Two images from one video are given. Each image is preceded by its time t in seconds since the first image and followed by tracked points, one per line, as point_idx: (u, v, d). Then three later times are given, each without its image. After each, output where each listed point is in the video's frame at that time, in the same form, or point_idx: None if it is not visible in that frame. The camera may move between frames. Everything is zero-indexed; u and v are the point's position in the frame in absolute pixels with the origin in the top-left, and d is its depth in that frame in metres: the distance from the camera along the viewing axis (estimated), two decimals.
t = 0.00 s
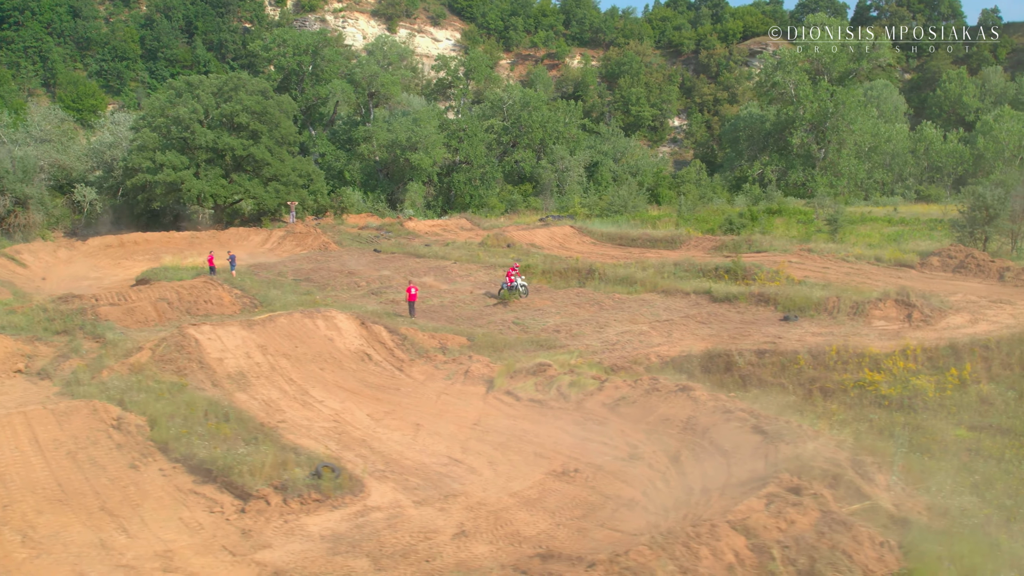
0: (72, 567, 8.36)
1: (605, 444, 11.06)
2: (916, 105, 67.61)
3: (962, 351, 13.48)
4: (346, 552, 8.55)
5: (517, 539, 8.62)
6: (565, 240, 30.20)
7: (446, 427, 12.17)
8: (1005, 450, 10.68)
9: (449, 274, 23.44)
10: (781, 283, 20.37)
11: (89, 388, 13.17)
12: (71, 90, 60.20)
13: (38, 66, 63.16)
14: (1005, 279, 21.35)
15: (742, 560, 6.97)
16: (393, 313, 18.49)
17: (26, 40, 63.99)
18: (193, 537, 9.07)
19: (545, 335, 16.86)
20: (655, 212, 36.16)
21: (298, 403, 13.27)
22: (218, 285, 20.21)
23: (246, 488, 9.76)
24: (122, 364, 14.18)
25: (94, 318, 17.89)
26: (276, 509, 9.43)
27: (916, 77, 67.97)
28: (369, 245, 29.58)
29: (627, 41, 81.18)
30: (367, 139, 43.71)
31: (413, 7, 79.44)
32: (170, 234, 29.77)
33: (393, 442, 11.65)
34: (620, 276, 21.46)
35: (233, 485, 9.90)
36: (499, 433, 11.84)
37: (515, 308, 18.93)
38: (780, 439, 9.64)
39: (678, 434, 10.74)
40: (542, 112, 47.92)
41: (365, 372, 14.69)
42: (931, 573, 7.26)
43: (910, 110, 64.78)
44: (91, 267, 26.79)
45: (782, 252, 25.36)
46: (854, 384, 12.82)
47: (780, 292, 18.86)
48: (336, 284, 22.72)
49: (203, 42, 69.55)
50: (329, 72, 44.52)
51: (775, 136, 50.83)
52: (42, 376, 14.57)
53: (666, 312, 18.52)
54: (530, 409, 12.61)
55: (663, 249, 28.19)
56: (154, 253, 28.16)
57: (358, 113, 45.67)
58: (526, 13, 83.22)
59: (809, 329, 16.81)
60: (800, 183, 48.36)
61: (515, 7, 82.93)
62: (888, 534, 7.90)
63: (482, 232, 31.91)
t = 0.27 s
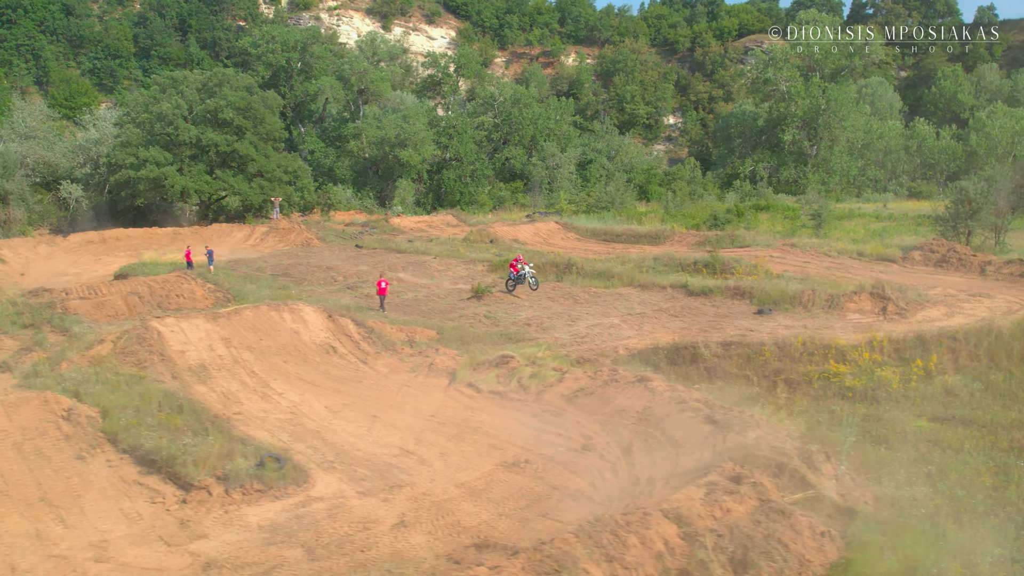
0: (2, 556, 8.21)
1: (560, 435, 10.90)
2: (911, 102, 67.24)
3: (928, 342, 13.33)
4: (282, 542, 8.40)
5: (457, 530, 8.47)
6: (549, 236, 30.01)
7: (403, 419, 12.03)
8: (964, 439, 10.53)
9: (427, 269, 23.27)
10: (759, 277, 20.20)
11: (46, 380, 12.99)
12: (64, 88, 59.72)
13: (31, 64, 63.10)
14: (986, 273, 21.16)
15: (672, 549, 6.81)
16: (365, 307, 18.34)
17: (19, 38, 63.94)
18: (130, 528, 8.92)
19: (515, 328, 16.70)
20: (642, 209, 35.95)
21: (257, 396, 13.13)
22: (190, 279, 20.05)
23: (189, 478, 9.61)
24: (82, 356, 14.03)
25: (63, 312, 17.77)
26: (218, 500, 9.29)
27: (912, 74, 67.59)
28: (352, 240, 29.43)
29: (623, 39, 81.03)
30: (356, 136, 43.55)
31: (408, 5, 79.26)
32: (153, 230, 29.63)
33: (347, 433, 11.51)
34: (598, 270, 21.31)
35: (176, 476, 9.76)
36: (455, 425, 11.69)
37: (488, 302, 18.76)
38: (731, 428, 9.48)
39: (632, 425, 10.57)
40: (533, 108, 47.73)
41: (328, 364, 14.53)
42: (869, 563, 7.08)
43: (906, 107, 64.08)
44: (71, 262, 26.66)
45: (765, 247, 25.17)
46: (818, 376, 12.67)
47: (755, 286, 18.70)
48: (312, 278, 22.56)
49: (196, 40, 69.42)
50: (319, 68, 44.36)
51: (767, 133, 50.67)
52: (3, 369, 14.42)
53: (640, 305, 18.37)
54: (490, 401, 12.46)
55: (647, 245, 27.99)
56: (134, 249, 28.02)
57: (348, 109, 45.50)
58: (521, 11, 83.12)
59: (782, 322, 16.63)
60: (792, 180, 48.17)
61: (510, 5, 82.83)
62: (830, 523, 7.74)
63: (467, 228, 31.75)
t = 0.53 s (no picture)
0: None
1: (522, 430, 10.71)
2: (908, 100, 66.85)
3: (903, 335, 13.12)
4: (226, 537, 8.22)
5: (405, 524, 8.28)
6: (536, 233, 29.79)
7: (367, 414, 11.85)
8: (933, 432, 10.33)
9: (408, 265, 23.06)
10: (741, 272, 19.99)
11: (7, 373, 12.79)
12: (58, 86, 59.38)
13: (25, 62, 62.99)
14: (972, 268, 20.96)
15: (613, 543, 6.62)
16: (341, 302, 18.16)
17: (13, 36, 63.86)
18: (75, 522, 8.70)
19: (490, 323, 16.50)
20: (632, 206, 35.70)
21: (222, 390, 12.95)
22: (167, 274, 19.85)
23: (138, 473, 9.38)
24: (47, 350, 13.83)
25: (35, 307, 17.60)
26: (167, 494, 9.11)
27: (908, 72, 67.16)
28: (337, 237, 29.24)
29: (619, 37, 80.85)
30: (347, 133, 43.34)
31: (404, 3, 79.06)
32: (137, 227, 29.46)
33: (308, 428, 11.32)
34: (580, 266, 21.12)
35: (126, 470, 9.56)
36: (418, 419, 11.51)
37: (466, 297, 18.56)
38: (690, 421, 9.29)
39: (595, 419, 10.38)
40: (525, 106, 47.50)
41: (297, 359, 14.35)
42: (818, 558, 6.88)
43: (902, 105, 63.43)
44: (53, 259, 26.48)
45: (751, 243, 24.95)
46: (790, 369, 12.47)
47: (736, 281, 18.50)
48: (293, 274, 22.37)
49: (191, 38, 69.24)
50: (310, 65, 44.12)
51: (761, 130, 50.45)
52: None
53: (619, 301, 18.17)
54: (456, 396, 12.27)
55: (634, 241, 27.77)
56: (118, 245, 27.84)
57: (339, 107, 45.22)
58: (517, 9, 83.03)
59: (760, 317, 16.43)
60: (786, 178, 47.95)
61: (506, 3, 82.72)
62: (784, 517, 7.51)
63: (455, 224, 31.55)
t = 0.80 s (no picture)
0: None
1: (489, 429, 10.51)
2: (906, 98, 66.45)
3: (883, 332, 12.91)
4: (176, 537, 8.01)
5: (359, 525, 8.07)
6: (526, 231, 29.55)
7: (334, 413, 11.65)
8: (908, 430, 10.11)
9: (393, 263, 22.84)
10: (727, 270, 19.77)
11: None
12: (52, 84, 59.11)
13: (19, 62, 62.87)
14: (961, 265, 20.73)
15: (561, 545, 6.40)
16: (320, 301, 17.96)
17: (7, 35, 63.77)
18: (24, 522, 8.46)
19: (469, 321, 16.29)
20: (624, 204, 35.43)
21: (190, 389, 12.75)
22: (147, 273, 19.66)
23: (92, 472, 9.17)
24: (16, 348, 13.62)
25: (11, 306, 17.42)
26: (121, 494, 8.89)
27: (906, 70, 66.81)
28: (325, 235, 29.04)
29: (616, 36, 80.63)
30: (339, 131, 43.09)
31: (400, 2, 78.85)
32: (124, 226, 29.27)
33: (273, 427, 11.12)
34: (564, 263, 20.90)
35: (81, 469, 9.34)
36: (385, 418, 11.30)
37: (447, 295, 18.35)
38: (656, 419, 9.08)
39: (562, 418, 10.18)
40: (519, 104, 47.27)
41: (270, 357, 14.16)
42: (776, 561, 6.66)
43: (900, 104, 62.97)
44: (38, 257, 26.29)
45: (740, 241, 24.71)
46: (767, 367, 12.25)
47: (720, 279, 18.28)
48: (276, 272, 22.17)
49: (186, 37, 69.03)
50: (302, 63, 43.84)
51: (756, 129, 50.19)
52: None
53: (601, 298, 17.96)
54: (426, 394, 12.06)
55: (624, 239, 27.53)
56: (103, 243, 27.64)
57: (331, 105, 44.92)
58: (514, 8, 82.82)
59: (742, 314, 16.21)
60: (780, 176, 47.70)
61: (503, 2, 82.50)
62: (744, 518, 7.29)
63: (444, 222, 31.33)
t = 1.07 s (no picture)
0: None
1: (459, 432, 10.26)
2: (905, 97, 66.07)
3: (867, 332, 12.65)
4: (125, 546, 7.74)
5: (316, 532, 7.81)
6: (517, 230, 29.28)
7: (304, 415, 11.40)
8: (887, 434, 9.85)
9: (379, 262, 22.58)
10: (714, 269, 19.51)
11: None
12: (47, 83, 58.88)
13: (14, 61, 62.72)
14: (952, 265, 20.46)
15: (513, 555, 6.15)
16: (301, 301, 17.73)
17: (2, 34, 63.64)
18: None
19: (450, 321, 16.05)
20: (618, 203, 35.13)
21: (160, 390, 12.51)
22: (128, 272, 19.42)
23: (46, 475, 8.91)
24: None
25: None
26: (75, 499, 8.62)
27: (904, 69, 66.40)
28: (314, 234, 28.79)
29: (614, 34, 80.31)
30: (333, 130, 42.82)
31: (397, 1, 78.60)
32: (111, 225, 29.04)
33: (240, 430, 10.88)
34: (551, 263, 20.66)
35: (36, 474, 9.10)
36: (356, 421, 11.05)
37: (430, 295, 18.08)
38: (626, 422, 8.82)
39: (533, 421, 9.93)
40: (514, 102, 46.96)
41: (244, 358, 13.92)
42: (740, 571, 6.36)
43: (899, 102, 62.54)
44: (23, 257, 26.05)
45: (731, 240, 24.44)
46: (748, 369, 11.99)
47: (707, 278, 18.03)
48: (260, 271, 21.94)
49: (182, 35, 68.84)
50: (294, 61, 43.58)
51: (752, 127, 49.92)
52: None
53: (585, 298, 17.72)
54: (399, 396, 11.80)
55: (615, 238, 27.28)
56: (90, 243, 27.40)
57: (325, 104, 44.63)
58: (511, 6, 82.58)
59: (728, 314, 15.95)
60: (777, 175, 47.45)
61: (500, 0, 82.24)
62: (710, 526, 7.02)
63: (434, 222, 31.07)
